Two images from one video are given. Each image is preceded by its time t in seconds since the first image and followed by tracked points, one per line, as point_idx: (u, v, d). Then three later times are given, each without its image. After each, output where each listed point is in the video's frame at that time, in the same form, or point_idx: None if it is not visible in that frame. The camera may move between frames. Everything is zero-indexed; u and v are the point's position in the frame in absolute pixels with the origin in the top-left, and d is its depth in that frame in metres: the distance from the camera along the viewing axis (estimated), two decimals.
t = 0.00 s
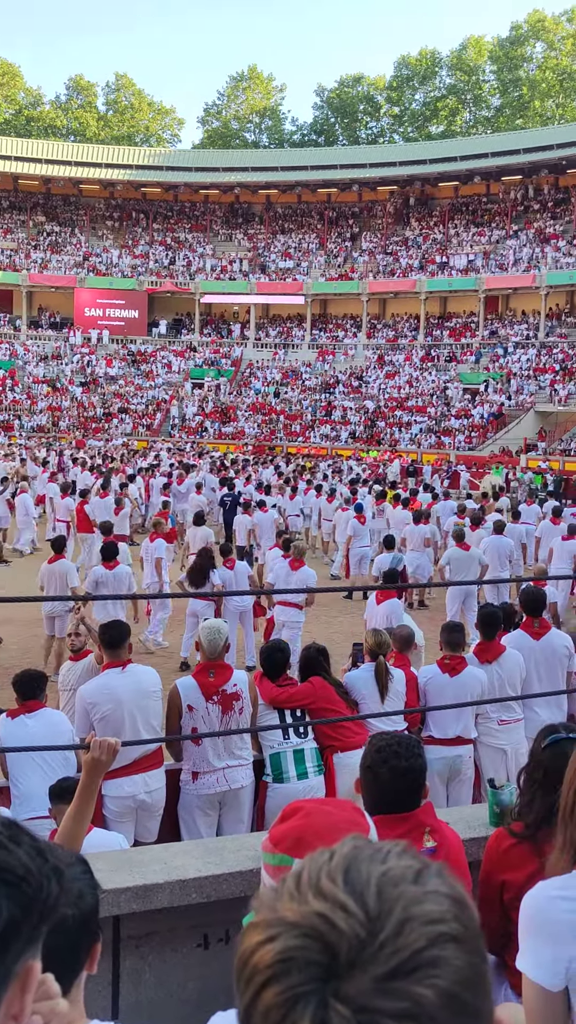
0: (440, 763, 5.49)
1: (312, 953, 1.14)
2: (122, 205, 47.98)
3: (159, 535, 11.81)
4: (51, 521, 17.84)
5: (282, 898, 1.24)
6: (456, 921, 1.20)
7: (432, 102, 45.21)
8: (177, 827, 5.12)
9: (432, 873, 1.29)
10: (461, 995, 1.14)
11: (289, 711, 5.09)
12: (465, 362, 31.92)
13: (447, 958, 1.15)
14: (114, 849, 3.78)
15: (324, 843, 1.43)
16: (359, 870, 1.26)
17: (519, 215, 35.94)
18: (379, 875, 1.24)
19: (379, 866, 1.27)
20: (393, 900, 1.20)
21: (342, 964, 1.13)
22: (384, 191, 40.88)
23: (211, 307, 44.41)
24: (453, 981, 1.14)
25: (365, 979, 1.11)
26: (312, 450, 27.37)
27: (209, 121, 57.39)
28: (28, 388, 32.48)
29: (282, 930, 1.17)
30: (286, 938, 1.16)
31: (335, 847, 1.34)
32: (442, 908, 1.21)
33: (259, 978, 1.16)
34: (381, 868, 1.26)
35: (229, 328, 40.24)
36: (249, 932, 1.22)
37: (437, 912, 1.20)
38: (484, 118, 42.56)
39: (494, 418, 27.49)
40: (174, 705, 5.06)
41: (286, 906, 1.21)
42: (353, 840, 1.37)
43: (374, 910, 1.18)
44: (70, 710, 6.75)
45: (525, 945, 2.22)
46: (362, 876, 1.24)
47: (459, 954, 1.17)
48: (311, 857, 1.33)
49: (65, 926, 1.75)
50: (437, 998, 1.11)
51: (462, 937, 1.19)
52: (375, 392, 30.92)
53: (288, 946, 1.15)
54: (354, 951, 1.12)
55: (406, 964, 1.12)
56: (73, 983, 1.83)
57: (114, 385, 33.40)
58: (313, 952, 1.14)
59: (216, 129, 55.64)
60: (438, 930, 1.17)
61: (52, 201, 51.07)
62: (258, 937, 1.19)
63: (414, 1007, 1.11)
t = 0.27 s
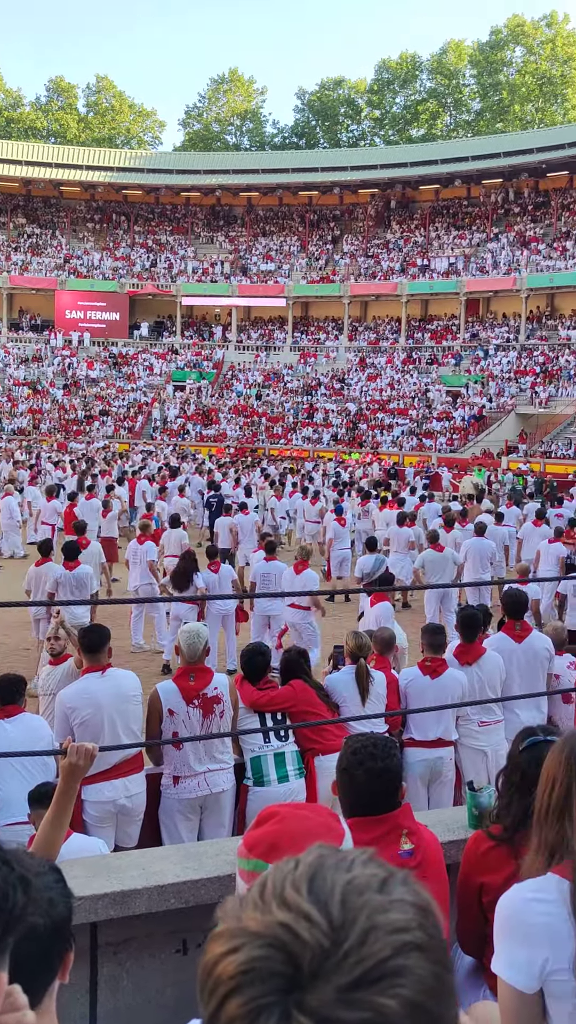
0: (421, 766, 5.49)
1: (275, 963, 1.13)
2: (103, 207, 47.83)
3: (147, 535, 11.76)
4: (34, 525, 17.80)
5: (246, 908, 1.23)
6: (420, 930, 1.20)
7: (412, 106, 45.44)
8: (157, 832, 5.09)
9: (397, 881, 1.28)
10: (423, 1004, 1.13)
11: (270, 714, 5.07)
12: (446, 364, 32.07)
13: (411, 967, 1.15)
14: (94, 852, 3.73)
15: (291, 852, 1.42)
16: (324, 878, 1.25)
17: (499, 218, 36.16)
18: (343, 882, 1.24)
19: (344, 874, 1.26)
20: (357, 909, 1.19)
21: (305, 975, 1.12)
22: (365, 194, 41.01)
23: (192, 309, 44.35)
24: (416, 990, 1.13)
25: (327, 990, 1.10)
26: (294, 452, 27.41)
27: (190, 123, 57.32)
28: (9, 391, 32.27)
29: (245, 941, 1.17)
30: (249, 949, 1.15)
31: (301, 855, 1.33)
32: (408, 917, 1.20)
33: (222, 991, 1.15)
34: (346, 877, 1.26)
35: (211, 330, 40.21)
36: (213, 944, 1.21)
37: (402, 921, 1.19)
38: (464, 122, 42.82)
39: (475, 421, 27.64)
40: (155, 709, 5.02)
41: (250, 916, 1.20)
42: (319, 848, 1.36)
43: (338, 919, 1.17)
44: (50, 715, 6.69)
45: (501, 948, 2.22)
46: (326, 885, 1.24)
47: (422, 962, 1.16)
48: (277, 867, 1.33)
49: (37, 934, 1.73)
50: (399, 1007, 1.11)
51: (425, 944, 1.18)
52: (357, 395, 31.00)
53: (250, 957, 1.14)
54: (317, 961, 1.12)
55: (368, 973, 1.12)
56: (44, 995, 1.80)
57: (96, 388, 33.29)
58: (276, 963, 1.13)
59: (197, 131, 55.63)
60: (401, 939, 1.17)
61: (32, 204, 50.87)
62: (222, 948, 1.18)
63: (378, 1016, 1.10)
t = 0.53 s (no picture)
0: (405, 770, 5.51)
1: (240, 971, 1.13)
2: (84, 211, 47.67)
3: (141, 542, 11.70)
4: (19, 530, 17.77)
5: (211, 917, 1.24)
6: (386, 935, 1.20)
7: (393, 110, 45.70)
8: (140, 839, 5.06)
9: (363, 887, 1.28)
10: (390, 1011, 1.14)
11: (253, 720, 5.07)
12: (428, 368, 32.23)
13: (377, 973, 1.16)
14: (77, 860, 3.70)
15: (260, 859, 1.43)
16: (290, 884, 1.26)
17: (481, 222, 36.39)
18: (309, 889, 1.24)
19: (310, 882, 1.26)
20: (322, 916, 1.19)
21: (270, 983, 1.12)
22: (347, 198, 41.16)
23: (175, 314, 44.27)
24: (381, 998, 1.14)
25: (291, 998, 1.11)
26: (278, 457, 27.41)
27: (171, 127, 57.32)
28: None
29: (211, 949, 1.17)
30: (214, 958, 1.16)
31: (267, 862, 1.33)
32: (373, 923, 1.21)
33: (188, 1001, 1.15)
34: (312, 883, 1.26)
35: (194, 335, 40.15)
36: (179, 952, 1.22)
37: (367, 926, 1.20)
38: (445, 127, 43.08)
39: (458, 424, 27.77)
40: (137, 715, 4.99)
41: (216, 925, 1.20)
42: (286, 855, 1.36)
43: (303, 926, 1.17)
44: (32, 721, 6.65)
45: (480, 952, 2.23)
46: (291, 892, 1.24)
47: (388, 968, 1.17)
48: (243, 874, 1.33)
49: (10, 945, 1.72)
50: (365, 1011, 1.12)
51: (390, 950, 1.19)
52: (340, 399, 31.10)
53: (216, 967, 1.14)
54: (282, 969, 1.12)
55: (333, 981, 1.12)
56: (16, 1008, 1.77)
57: (78, 393, 33.18)
58: (241, 972, 1.13)
59: (179, 136, 55.62)
60: (366, 945, 1.17)
61: (14, 208, 50.71)
62: (187, 958, 1.19)
63: None
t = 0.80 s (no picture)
0: (393, 774, 5.50)
1: (214, 977, 1.13)
2: (70, 217, 47.59)
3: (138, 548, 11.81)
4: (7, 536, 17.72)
5: (185, 922, 1.23)
6: (361, 937, 1.20)
7: (378, 116, 45.89)
8: (128, 846, 5.03)
9: (339, 890, 1.28)
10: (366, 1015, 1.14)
11: (240, 725, 5.05)
12: (414, 372, 32.34)
13: (353, 976, 1.15)
14: (63, 867, 3.67)
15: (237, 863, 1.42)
16: (264, 890, 1.25)
17: (465, 227, 36.57)
18: (282, 893, 1.24)
19: (285, 884, 1.26)
20: (296, 919, 1.19)
21: (244, 988, 1.12)
22: (332, 203, 41.26)
23: (161, 320, 44.20)
24: (357, 1001, 1.14)
25: (267, 1002, 1.10)
26: (265, 461, 27.42)
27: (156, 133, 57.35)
28: None
29: (184, 955, 1.17)
30: (187, 964, 1.15)
31: (242, 866, 1.33)
32: (348, 925, 1.21)
33: (162, 1007, 1.15)
34: (287, 886, 1.26)
35: (180, 340, 40.12)
36: (153, 958, 1.22)
37: (342, 931, 1.19)
38: (430, 132, 43.30)
39: (445, 428, 27.86)
40: (124, 721, 4.97)
41: (190, 930, 1.20)
42: (262, 859, 1.36)
43: (277, 931, 1.17)
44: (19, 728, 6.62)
45: (465, 955, 2.22)
46: (266, 896, 1.23)
47: (363, 970, 1.17)
48: (218, 880, 1.33)
49: None
50: (341, 1015, 1.11)
51: (365, 953, 1.19)
52: (327, 403, 31.15)
53: (190, 972, 1.14)
54: (256, 974, 1.12)
55: (309, 984, 1.12)
56: None
57: (64, 399, 33.08)
58: (216, 978, 1.13)
59: (164, 141, 55.63)
60: (341, 948, 1.17)
61: None
62: (160, 964, 1.19)
63: None
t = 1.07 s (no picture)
0: (387, 778, 5.50)
1: (208, 989, 1.13)
2: (61, 223, 47.65)
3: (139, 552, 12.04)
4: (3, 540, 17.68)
5: (177, 933, 1.23)
6: (356, 946, 1.20)
7: (368, 121, 46.09)
8: (122, 852, 5.01)
9: (332, 898, 1.28)
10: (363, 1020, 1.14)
11: (234, 730, 5.04)
12: (406, 376, 32.43)
13: (347, 985, 1.15)
14: (57, 874, 3.65)
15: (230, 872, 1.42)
16: (257, 898, 1.25)
17: (456, 231, 36.72)
18: (277, 901, 1.23)
19: (278, 893, 1.26)
20: (290, 927, 1.18)
21: (238, 998, 1.12)
22: (323, 208, 41.38)
23: (153, 325, 44.26)
24: (354, 1009, 1.14)
25: (263, 1011, 1.10)
26: (257, 467, 27.43)
27: (147, 139, 57.45)
28: None
29: (177, 966, 1.16)
30: (181, 974, 1.15)
31: (234, 876, 1.33)
32: (342, 933, 1.20)
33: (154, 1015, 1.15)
34: (279, 895, 1.25)
35: (172, 346, 40.15)
36: (145, 970, 1.21)
37: (335, 939, 1.19)
38: (420, 137, 43.51)
39: (437, 432, 27.93)
40: (117, 727, 4.96)
41: (181, 941, 1.20)
42: (255, 868, 1.36)
43: (272, 939, 1.16)
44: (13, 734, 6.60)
45: (461, 960, 2.22)
46: (259, 903, 1.23)
47: (359, 980, 1.16)
48: (211, 888, 1.32)
49: None
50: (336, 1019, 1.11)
51: (361, 961, 1.19)
52: (319, 408, 31.20)
53: (182, 982, 1.14)
54: (250, 984, 1.12)
55: (304, 992, 1.12)
56: None
57: (57, 405, 33.08)
58: (209, 987, 1.13)
59: (155, 147, 55.71)
60: (336, 956, 1.17)
61: None
62: (153, 976, 1.18)
63: None
